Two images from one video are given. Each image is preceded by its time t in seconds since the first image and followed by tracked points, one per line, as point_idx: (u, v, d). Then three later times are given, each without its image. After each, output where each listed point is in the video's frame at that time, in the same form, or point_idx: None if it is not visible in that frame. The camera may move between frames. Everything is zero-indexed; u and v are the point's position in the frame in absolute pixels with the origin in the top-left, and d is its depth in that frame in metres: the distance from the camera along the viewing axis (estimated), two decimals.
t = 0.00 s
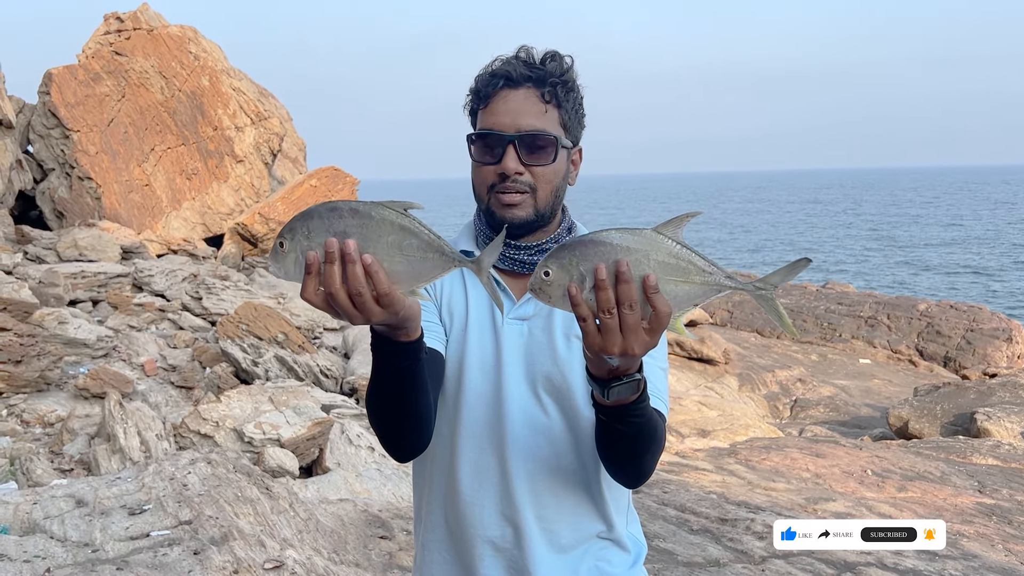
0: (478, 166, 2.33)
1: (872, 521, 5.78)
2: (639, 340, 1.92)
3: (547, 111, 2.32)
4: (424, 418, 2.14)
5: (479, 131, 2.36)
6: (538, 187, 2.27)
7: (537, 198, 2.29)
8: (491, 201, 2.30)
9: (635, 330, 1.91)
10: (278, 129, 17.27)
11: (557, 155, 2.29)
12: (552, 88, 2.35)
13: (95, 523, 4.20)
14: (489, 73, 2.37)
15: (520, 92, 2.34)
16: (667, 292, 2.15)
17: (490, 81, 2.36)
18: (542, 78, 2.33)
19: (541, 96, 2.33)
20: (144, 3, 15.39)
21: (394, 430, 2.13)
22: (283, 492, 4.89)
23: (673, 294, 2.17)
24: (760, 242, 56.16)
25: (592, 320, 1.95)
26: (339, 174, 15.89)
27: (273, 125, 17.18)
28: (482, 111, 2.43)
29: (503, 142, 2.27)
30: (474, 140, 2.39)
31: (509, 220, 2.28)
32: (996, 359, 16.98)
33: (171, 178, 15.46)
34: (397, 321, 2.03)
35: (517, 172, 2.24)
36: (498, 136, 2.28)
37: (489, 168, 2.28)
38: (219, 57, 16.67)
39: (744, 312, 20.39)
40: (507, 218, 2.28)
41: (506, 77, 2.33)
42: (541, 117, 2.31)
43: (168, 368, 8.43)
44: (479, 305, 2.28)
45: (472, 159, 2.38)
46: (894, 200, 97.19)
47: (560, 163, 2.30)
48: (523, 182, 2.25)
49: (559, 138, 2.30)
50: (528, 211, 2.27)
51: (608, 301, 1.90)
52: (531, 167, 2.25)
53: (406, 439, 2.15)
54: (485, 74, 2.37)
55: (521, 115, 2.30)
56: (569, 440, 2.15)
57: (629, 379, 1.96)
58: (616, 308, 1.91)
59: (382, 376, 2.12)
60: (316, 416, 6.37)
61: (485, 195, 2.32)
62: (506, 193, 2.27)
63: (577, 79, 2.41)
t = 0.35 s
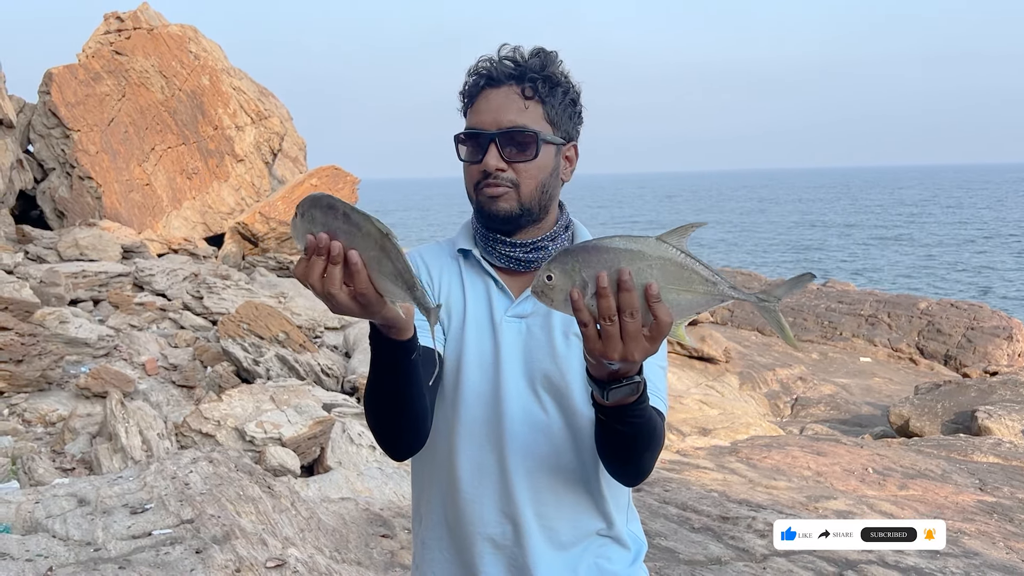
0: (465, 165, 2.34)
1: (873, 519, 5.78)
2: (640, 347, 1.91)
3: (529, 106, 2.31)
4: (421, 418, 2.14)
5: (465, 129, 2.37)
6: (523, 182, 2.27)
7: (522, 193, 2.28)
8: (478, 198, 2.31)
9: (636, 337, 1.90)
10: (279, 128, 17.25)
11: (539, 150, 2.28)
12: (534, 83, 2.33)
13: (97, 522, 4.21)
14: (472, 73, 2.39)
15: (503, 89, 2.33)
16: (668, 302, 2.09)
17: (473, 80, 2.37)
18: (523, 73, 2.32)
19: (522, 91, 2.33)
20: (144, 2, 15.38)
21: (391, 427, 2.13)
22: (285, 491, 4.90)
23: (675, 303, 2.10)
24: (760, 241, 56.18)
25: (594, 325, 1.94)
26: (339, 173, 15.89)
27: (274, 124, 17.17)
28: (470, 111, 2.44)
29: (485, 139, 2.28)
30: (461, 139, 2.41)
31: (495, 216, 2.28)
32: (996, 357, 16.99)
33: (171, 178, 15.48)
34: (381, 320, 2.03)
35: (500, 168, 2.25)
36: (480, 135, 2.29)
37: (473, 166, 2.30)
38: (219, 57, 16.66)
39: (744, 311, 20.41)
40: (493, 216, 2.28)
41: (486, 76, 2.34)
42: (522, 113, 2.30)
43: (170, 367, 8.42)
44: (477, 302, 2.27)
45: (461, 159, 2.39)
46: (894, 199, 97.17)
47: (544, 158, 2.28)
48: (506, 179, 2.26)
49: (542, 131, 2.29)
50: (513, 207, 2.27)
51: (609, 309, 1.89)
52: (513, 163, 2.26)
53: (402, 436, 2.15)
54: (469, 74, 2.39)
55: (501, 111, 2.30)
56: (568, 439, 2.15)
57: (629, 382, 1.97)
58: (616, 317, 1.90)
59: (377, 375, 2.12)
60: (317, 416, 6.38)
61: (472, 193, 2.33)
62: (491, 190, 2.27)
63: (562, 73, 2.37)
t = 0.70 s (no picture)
0: (460, 166, 2.34)
1: (875, 518, 5.78)
2: (656, 356, 1.93)
3: (524, 107, 2.31)
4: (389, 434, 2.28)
5: (460, 131, 2.37)
6: (518, 184, 2.26)
7: (517, 194, 2.28)
8: (473, 199, 2.30)
9: (652, 346, 1.93)
10: (280, 128, 17.19)
11: (534, 151, 2.27)
12: (530, 83, 2.33)
13: (98, 523, 4.21)
14: (467, 74, 2.39)
15: (498, 89, 2.33)
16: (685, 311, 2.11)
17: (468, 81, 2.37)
18: (519, 74, 2.31)
19: (517, 92, 2.32)
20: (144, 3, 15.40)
21: (357, 429, 2.25)
22: (286, 491, 4.91)
23: (692, 313, 2.12)
24: (761, 241, 56.16)
25: (610, 332, 1.96)
26: (340, 173, 15.90)
27: (275, 124, 17.12)
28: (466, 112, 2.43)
29: (481, 140, 2.27)
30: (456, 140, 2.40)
31: (489, 216, 2.27)
32: (997, 356, 16.97)
33: (172, 178, 15.48)
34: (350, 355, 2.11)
35: (495, 169, 2.24)
36: (476, 136, 2.29)
37: (468, 168, 2.29)
38: (219, 57, 16.67)
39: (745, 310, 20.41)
40: (487, 216, 2.26)
41: (483, 78, 2.34)
42: (517, 114, 2.29)
43: (170, 367, 8.41)
44: (470, 304, 2.26)
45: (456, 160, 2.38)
46: (895, 198, 97.15)
47: (538, 159, 2.28)
48: (500, 180, 2.25)
49: (538, 132, 2.29)
50: (507, 208, 2.26)
51: (626, 318, 1.91)
52: (508, 164, 2.25)
53: (367, 436, 2.26)
54: (464, 76, 2.39)
55: (496, 112, 2.29)
56: (563, 438, 2.14)
57: (644, 390, 1.98)
58: (633, 326, 1.92)
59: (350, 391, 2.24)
60: (318, 416, 6.38)
61: (467, 193, 2.32)
62: (486, 191, 2.27)
63: (558, 75, 2.37)
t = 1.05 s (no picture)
0: (465, 170, 2.33)
1: (877, 519, 5.78)
2: (650, 410, 1.96)
3: (532, 112, 2.30)
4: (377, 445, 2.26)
5: (467, 135, 2.36)
6: (525, 189, 2.26)
7: (522, 199, 2.27)
8: (478, 204, 2.30)
9: (645, 402, 1.95)
10: (280, 129, 17.22)
11: (542, 157, 2.27)
12: (539, 89, 2.32)
13: (100, 523, 4.21)
14: (475, 76, 2.37)
15: (507, 93, 2.31)
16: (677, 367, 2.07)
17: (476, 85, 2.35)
18: (528, 79, 2.30)
19: (526, 97, 2.31)
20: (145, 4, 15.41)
21: (363, 448, 2.26)
22: (287, 492, 4.92)
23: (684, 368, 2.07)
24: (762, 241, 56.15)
25: (604, 388, 1.98)
26: (341, 174, 15.92)
27: (275, 124, 17.15)
28: (471, 114, 2.41)
29: (489, 145, 2.26)
30: (461, 144, 2.39)
31: (495, 220, 2.25)
32: (998, 356, 16.95)
33: (173, 178, 15.49)
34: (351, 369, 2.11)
35: (503, 174, 2.24)
36: (484, 141, 2.28)
37: (474, 173, 2.28)
38: (220, 58, 16.69)
39: (746, 310, 20.40)
40: (493, 221, 2.25)
41: (491, 82, 2.32)
42: (526, 118, 2.28)
43: (171, 368, 8.40)
44: (469, 307, 2.27)
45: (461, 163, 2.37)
46: (896, 197, 97.10)
47: (546, 165, 2.28)
48: (508, 185, 2.25)
49: (545, 138, 2.29)
50: (514, 212, 2.26)
51: (618, 377, 1.92)
52: (516, 169, 2.25)
53: (375, 452, 2.27)
54: (471, 78, 2.37)
55: (505, 117, 2.28)
56: (563, 438, 2.14)
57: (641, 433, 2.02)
58: (626, 384, 1.94)
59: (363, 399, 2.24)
60: (319, 416, 6.40)
61: (472, 197, 2.31)
62: (492, 196, 2.27)
63: (566, 80, 2.37)
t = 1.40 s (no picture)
0: (499, 169, 2.27)
1: (878, 519, 5.78)
2: (650, 409, 1.96)
3: (569, 122, 2.31)
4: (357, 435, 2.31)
5: (502, 132, 2.28)
6: (559, 197, 2.27)
7: (554, 206, 2.28)
8: (507, 207, 2.27)
9: (646, 401, 1.95)
10: (282, 129, 17.21)
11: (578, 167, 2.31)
12: (577, 99, 2.33)
13: (101, 524, 4.22)
14: (515, 72, 2.27)
15: (547, 99, 2.29)
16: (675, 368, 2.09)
17: (517, 83, 2.27)
18: (571, 88, 2.29)
19: (566, 106, 2.31)
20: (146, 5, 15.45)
21: (361, 442, 2.28)
22: (289, 492, 4.93)
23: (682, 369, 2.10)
24: (763, 241, 56.14)
25: (605, 389, 1.98)
26: (342, 175, 15.93)
27: (277, 125, 17.12)
28: (500, 109, 2.33)
29: (532, 150, 2.23)
30: (490, 140, 2.31)
31: (528, 225, 2.24)
32: (1000, 356, 16.93)
33: (174, 179, 15.50)
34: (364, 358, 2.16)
35: (544, 181, 2.23)
36: (527, 146, 2.24)
37: (513, 176, 2.24)
38: (222, 59, 16.71)
39: (748, 310, 20.41)
40: (523, 226, 2.24)
41: (537, 84, 2.25)
42: (566, 128, 2.29)
43: (173, 368, 8.41)
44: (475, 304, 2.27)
45: (488, 160, 2.31)
46: (898, 198, 97.07)
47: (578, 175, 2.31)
48: (546, 193, 2.24)
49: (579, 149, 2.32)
50: (548, 219, 2.26)
51: (619, 378, 1.93)
52: (556, 179, 2.25)
53: (373, 445, 2.28)
54: (511, 73, 2.27)
55: (548, 124, 2.26)
56: (566, 433, 2.14)
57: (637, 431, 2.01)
58: (626, 385, 1.94)
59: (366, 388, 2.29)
60: (320, 417, 6.41)
61: (503, 199, 2.27)
62: (525, 201, 2.25)
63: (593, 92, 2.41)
